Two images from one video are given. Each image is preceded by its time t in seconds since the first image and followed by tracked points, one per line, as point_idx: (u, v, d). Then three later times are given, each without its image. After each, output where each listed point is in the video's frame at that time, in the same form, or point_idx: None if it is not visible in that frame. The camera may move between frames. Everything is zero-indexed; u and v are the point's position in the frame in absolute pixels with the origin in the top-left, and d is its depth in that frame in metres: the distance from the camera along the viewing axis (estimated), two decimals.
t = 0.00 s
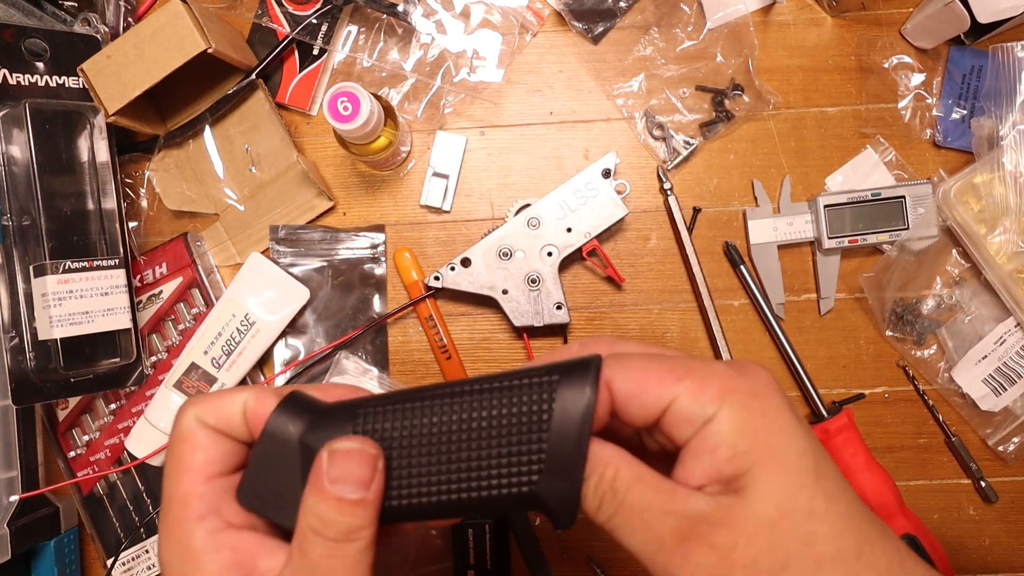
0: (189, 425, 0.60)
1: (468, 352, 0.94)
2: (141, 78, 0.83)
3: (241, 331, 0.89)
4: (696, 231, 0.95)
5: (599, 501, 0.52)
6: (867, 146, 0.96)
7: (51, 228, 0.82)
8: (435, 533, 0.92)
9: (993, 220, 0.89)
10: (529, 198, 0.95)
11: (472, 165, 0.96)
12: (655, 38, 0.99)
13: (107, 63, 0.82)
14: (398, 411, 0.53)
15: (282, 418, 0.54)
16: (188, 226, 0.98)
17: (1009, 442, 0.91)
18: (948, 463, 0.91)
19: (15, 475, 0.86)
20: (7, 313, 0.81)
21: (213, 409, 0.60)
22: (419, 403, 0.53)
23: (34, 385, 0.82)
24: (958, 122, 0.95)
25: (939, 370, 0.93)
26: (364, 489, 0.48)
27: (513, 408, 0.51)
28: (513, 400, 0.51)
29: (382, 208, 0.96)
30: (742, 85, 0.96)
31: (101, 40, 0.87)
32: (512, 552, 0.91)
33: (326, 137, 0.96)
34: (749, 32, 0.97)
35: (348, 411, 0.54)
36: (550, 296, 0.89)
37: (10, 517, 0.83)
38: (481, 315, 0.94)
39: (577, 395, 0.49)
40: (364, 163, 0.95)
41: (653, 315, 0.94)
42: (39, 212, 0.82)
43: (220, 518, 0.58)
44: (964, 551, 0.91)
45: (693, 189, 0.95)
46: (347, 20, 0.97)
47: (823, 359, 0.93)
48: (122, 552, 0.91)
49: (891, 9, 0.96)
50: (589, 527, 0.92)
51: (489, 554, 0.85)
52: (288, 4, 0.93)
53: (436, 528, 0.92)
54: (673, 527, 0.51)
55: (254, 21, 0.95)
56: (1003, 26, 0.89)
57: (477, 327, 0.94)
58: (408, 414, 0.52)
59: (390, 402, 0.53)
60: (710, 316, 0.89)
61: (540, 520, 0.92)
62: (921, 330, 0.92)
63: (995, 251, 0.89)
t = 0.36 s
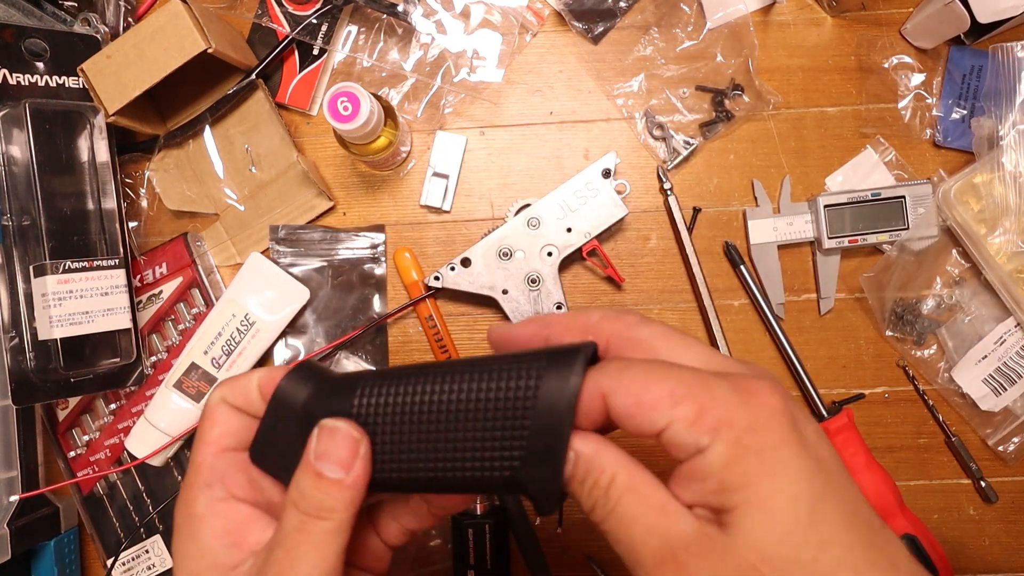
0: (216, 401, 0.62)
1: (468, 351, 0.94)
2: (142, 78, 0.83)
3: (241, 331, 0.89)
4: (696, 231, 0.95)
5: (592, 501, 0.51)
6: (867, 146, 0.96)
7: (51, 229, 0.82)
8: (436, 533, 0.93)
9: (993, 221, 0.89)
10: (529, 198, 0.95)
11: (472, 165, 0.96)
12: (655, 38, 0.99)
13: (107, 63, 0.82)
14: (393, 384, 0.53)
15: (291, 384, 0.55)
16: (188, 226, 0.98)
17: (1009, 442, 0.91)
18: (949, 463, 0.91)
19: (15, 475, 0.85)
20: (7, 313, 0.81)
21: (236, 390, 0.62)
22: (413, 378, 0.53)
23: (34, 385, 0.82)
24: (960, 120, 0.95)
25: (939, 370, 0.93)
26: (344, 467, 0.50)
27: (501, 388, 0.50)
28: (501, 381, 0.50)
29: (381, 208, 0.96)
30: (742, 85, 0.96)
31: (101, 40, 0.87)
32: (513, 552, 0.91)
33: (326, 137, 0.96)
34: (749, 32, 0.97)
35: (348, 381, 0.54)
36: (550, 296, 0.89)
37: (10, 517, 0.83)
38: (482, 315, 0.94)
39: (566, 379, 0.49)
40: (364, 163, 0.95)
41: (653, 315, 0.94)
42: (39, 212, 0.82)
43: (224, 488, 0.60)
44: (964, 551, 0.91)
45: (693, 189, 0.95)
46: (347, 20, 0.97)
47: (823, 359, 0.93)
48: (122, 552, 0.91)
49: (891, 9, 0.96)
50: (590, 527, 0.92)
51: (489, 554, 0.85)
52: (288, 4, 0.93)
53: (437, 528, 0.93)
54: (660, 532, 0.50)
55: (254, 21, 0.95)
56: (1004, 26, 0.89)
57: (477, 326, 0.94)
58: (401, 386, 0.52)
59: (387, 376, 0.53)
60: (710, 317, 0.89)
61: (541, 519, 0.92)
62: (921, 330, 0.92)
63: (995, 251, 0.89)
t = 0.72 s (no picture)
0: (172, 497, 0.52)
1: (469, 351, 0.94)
2: (142, 78, 0.83)
3: (241, 331, 0.89)
4: (696, 231, 0.95)
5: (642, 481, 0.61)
6: (867, 146, 0.96)
7: (51, 228, 0.82)
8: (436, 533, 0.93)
9: (993, 221, 0.89)
10: (529, 198, 0.95)
11: (472, 165, 0.96)
12: (655, 37, 0.99)
13: (107, 63, 0.82)
14: (426, 415, 0.44)
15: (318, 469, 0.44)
16: (188, 226, 0.98)
17: (1009, 442, 0.91)
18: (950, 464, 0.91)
19: (15, 475, 0.85)
20: (7, 313, 0.81)
21: (195, 477, 0.51)
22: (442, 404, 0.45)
23: (34, 385, 0.82)
24: (960, 119, 0.95)
25: (939, 370, 0.93)
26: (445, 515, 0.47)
27: (555, 381, 0.45)
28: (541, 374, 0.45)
29: (382, 208, 0.96)
30: (742, 85, 0.96)
31: (101, 40, 0.87)
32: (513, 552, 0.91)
33: (326, 137, 0.96)
34: (749, 32, 0.97)
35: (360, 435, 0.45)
36: (550, 296, 0.89)
37: (10, 517, 0.83)
38: (482, 315, 0.94)
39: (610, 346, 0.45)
40: (364, 163, 0.95)
41: (653, 315, 0.94)
42: (39, 212, 0.82)
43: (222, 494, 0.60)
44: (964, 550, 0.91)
45: (694, 189, 0.95)
46: (347, 20, 0.97)
47: (823, 359, 0.93)
48: (122, 552, 0.91)
49: (891, 9, 0.96)
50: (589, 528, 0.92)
51: (489, 554, 0.85)
52: (288, 4, 0.93)
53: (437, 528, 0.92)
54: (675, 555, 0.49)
55: (254, 21, 0.95)
56: (1003, 26, 0.89)
57: (477, 326, 0.94)
58: (434, 417, 0.44)
59: (406, 414, 0.45)
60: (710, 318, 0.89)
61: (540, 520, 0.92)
62: (921, 330, 0.92)
63: (995, 252, 0.89)
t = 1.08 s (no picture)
0: (218, 488, 0.56)
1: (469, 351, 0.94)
2: (142, 78, 0.83)
3: (241, 331, 0.89)
4: (696, 231, 0.95)
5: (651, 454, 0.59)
6: (867, 146, 0.96)
7: (51, 228, 0.82)
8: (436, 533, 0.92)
9: (993, 221, 0.90)
10: (529, 198, 0.95)
11: (472, 165, 0.96)
12: (655, 37, 0.99)
13: (107, 63, 0.82)
14: (450, 368, 0.48)
15: (336, 416, 0.46)
16: (188, 226, 0.98)
17: (1009, 442, 0.91)
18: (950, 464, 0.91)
19: (15, 475, 0.85)
20: (7, 313, 0.81)
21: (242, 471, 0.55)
22: (485, 348, 0.49)
23: (34, 385, 0.82)
24: (960, 119, 0.95)
25: (939, 370, 0.93)
26: (415, 477, 0.48)
27: (566, 343, 0.49)
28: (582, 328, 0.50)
29: (382, 208, 0.96)
30: (742, 85, 0.96)
31: (101, 40, 0.87)
32: (513, 551, 0.91)
33: (326, 137, 0.96)
34: (749, 32, 0.97)
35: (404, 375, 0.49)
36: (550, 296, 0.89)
37: (10, 517, 0.83)
38: (482, 315, 0.94)
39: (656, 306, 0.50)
40: (364, 163, 0.95)
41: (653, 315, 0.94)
42: (39, 212, 0.82)
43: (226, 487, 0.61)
44: (963, 550, 0.91)
45: (694, 189, 0.95)
46: (347, 20, 0.97)
47: (823, 359, 0.93)
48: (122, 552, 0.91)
49: (891, 9, 0.96)
50: (589, 528, 0.92)
51: (489, 555, 0.85)
52: (288, 4, 0.93)
53: (437, 528, 0.92)
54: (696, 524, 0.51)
55: (254, 21, 0.95)
56: (1003, 26, 0.89)
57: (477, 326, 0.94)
58: (470, 362, 0.48)
59: (449, 358, 0.49)
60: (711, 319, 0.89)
61: (540, 519, 0.92)
62: (921, 330, 0.92)
63: (995, 252, 0.89)
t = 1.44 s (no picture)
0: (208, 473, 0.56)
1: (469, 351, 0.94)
2: (142, 78, 0.83)
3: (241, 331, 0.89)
4: (696, 231, 0.95)
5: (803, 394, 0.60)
6: (867, 146, 0.96)
7: (51, 228, 0.82)
8: (435, 534, 0.92)
9: (992, 221, 0.90)
10: (529, 198, 0.95)
11: (472, 165, 0.96)
12: (655, 37, 0.99)
13: (107, 63, 0.82)
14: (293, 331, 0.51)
15: (196, 372, 0.52)
16: (188, 226, 0.98)
17: (1009, 442, 0.91)
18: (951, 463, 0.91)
19: (15, 474, 0.85)
20: (7, 313, 0.81)
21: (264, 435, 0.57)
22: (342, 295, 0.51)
23: (33, 385, 0.82)
24: (960, 118, 0.95)
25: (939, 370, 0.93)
26: (260, 406, 0.50)
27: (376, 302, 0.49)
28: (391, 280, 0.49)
29: (382, 208, 0.96)
30: (742, 85, 0.96)
31: (101, 40, 0.87)
32: (513, 552, 0.91)
33: (326, 137, 0.96)
34: (749, 32, 0.97)
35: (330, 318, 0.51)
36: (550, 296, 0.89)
37: (9, 517, 0.83)
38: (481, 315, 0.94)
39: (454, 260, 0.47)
40: (364, 163, 0.95)
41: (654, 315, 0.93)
42: (39, 212, 0.82)
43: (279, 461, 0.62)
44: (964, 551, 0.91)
45: (694, 189, 0.95)
46: (347, 20, 0.97)
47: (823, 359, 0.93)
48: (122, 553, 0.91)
49: (891, 9, 0.96)
50: (589, 528, 0.91)
51: (489, 555, 0.85)
52: (288, 4, 0.93)
53: (436, 529, 0.92)
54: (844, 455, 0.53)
55: (254, 21, 0.95)
56: (1004, 26, 0.89)
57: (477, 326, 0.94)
58: (303, 323, 0.51)
59: (303, 317, 0.52)
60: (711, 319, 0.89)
61: (540, 520, 0.92)
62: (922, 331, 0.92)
63: (994, 252, 0.89)
